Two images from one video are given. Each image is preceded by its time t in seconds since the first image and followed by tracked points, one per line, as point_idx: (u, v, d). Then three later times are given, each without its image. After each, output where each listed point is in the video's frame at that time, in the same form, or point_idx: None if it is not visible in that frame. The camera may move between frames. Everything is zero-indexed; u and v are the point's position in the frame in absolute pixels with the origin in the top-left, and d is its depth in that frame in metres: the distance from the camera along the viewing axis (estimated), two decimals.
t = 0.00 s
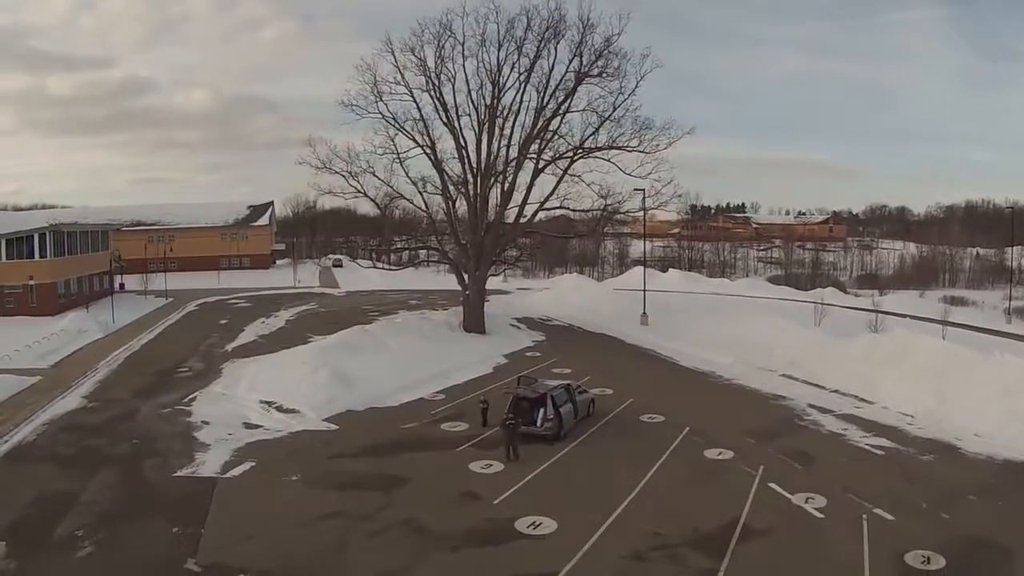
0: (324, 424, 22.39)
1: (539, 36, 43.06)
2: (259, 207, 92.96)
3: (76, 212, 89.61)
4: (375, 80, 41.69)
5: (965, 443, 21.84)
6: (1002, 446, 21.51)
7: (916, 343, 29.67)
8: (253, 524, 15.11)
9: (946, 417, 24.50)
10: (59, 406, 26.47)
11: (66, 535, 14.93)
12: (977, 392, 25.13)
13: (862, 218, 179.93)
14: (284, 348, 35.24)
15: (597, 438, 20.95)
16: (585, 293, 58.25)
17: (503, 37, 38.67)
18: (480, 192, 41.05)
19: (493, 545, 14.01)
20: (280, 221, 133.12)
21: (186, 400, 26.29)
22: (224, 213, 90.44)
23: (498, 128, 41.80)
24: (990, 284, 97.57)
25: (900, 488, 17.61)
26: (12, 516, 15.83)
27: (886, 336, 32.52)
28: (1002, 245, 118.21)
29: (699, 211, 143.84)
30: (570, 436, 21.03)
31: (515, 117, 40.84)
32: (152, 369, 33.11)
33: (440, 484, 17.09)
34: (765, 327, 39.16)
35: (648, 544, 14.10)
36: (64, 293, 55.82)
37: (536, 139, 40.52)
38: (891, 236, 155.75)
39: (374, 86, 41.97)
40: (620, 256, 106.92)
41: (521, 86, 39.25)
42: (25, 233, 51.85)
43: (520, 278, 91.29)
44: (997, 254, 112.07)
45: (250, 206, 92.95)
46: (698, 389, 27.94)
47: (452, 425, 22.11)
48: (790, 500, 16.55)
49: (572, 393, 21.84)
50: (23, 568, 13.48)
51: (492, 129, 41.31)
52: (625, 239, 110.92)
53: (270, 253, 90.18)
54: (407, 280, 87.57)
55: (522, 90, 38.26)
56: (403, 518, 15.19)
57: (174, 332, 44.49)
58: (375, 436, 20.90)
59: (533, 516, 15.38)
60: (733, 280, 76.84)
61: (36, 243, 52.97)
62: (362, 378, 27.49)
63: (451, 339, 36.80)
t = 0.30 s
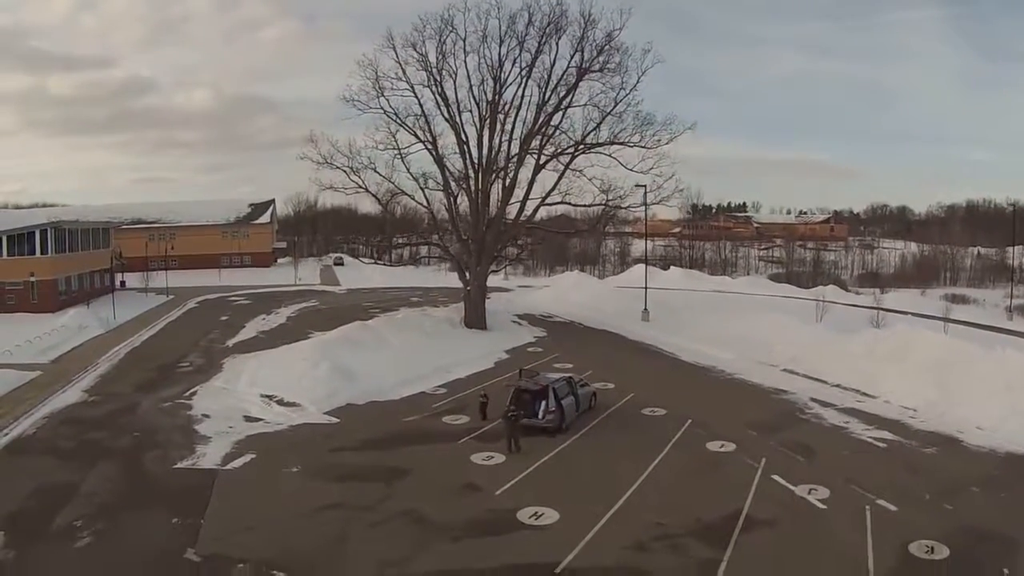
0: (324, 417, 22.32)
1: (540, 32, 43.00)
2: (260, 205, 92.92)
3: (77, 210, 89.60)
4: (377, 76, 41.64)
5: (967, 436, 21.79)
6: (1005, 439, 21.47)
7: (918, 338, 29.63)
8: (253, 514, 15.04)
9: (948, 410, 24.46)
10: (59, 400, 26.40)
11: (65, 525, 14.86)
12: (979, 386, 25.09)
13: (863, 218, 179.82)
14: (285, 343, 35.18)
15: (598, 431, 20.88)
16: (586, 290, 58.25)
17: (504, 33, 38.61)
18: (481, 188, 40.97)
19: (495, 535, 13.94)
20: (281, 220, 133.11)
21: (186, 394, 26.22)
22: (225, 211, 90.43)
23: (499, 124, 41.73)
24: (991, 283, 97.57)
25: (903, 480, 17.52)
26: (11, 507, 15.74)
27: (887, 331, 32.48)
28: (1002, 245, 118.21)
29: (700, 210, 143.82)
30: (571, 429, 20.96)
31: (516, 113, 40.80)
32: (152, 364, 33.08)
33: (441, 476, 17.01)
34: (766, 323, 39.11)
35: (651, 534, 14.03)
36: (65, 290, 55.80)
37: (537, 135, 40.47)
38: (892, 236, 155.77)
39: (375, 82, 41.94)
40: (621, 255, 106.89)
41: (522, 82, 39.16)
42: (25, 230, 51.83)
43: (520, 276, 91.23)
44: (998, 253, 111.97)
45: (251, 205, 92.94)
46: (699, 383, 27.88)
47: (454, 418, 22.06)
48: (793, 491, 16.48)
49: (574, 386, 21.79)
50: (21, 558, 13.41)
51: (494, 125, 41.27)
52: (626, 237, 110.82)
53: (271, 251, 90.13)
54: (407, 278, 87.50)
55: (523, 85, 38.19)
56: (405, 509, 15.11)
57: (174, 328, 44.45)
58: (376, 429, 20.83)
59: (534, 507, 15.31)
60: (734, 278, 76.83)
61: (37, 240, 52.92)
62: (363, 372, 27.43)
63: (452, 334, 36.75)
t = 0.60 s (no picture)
0: (325, 410, 22.28)
1: (541, 27, 42.89)
2: (261, 203, 92.87)
3: (78, 209, 89.68)
4: (378, 71, 41.57)
5: (970, 429, 21.70)
6: (1008, 432, 21.42)
7: (920, 332, 29.58)
8: (253, 505, 14.96)
9: (951, 404, 24.39)
10: (59, 394, 26.38)
11: (65, 516, 14.81)
12: (981, 379, 25.05)
13: (863, 216, 179.61)
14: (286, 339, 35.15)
15: (600, 423, 20.84)
16: (587, 287, 58.20)
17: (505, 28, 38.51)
18: (482, 183, 40.89)
19: (497, 525, 13.86)
20: (282, 218, 133.08)
21: (187, 388, 26.20)
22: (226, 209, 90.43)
23: (500, 120, 41.64)
24: (992, 280, 97.46)
25: (905, 471, 17.47)
26: (11, 498, 15.70)
27: (889, 326, 32.44)
28: (1003, 243, 118.14)
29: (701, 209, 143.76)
30: (573, 421, 20.91)
31: (517, 108, 40.72)
32: (153, 359, 33.04)
33: (443, 468, 16.94)
34: (767, 318, 39.06)
35: (654, 524, 13.94)
36: (66, 287, 55.79)
37: (538, 130, 40.39)
38: (893, 234, 155.71)
39: (376, 78, 41.86)
40: (622, 252, 106.81)
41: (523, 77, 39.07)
42: (25, 227, 51.88)
43: (521, 274, 91.20)
44: (999, 250, 111.88)
45: (252, 203, 92.92)
46: (702, 378, 27.80)
47: (455, 411, 22.01)
48: (796, 482, 16.40)
49: (576, 379, 21.73)
50: (21, 548, 13.35)
51: (495, 121, 41.18)
52: (626, 235, 110.72)
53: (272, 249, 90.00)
54: (408, 275, 87.50)
55: (523, 80, 38.11)
56: (406, 500, 15.05)
57: (174, 324, 44.42)
58: (377, 422, 20.79)
59: (537, 497, 15.22)
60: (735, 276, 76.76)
61: (38, 237, 52.93)
62: (364, 366, 27.38)
63: (453, 330, 36.68)
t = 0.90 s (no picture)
0: (330, 402, 22.28)
1: (546, 22, 42.79)
2: (266, 200, 93.03)
3: (84, 205, 89.88)
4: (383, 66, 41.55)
5: (976, 421, 21.63)
6: (1014, 424, 21.33)
7: (926, 325, 29.48)
8: (258, 495, 14.96)
9: (957, 396, 24.30)
10: (64, 386, 26.42)
11: (68, 505, 14.82)
12: (988, 371, 24.96)
13: (869, 214, 179.09)
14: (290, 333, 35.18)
15: (605, 415, 20.81)
16: (592, 283, 58.14)
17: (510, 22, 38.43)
18: (487, 178, 40.82)
19: (502, 514, 13.81)
20: (287, 215, 133.23)
21: (191, 381, 26.24)
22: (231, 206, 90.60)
23: (506, 114, 41.54)
24: (997, 278, 97.11)
25: (912, 463, 17.38)
26: (15, 488, 15.73)
27: (895, 319, 32.34)
28: (1009, 241, 117.70)
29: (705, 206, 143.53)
30: (578, 413, 20.90)
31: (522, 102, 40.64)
32: (157, 352, 33.14)
33: (448, 458, 16.91)
34: (772, 312, 38.98)
35: (660, 514, 13.89)
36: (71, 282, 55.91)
37: (543, 124, 40.31)
38: (898, 232, 155.28)
39: (381, 72, 41.84)
40: (626, 249, 106.66)
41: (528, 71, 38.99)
42: (31, 222, 52.01)
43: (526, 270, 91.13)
44: (1005, 248, 111.47)
45: (256, 200, 93.10)
46: (707, 371, 27.73)
47: (460, 403, 22.01)
48: (802, 473, 16.35)
49: (581, 371, 21.70)
50: (24, 536, 13.37)
51: (500, 115, 41.10)
52: (631, 232, 110.68)
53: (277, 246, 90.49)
54: (412, 271, 87.54)
55: (528, 74, 38.01)
56: (411, 489, 15.02)
57: (179, 319, 44.51)
58: (381, 413, 20.79)
59: (542, 488, 15.13)
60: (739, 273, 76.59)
61: (43, 232, 53.04)
62: (370, 359, 27.39)
63: (458, 324, 36.67)
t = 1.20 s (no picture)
0: (329, 396, 22.20)
1: (546, 18, 42.70)
2: (266, 198, 92.93)
3: (84, 204, 89.79)
4: (383, 63, 41.45)
5: (977, 417, 21.54)
6: (1016, 420, 21.22)
7: (927, 321, 29.39)
8: (256, 487, 14.86)
9: (958, 393, 24.23)
10: (62, 381, 26.34)
11: (65, 497, 14.75)
12: (989, 367, 24.89)
13: (869, 213, 178.93)
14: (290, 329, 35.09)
15: (605, 410, 20.74)
16: (592, 281, 58.04)
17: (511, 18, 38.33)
18: (487, 174, 40.69)
19: (502, 507, 13.71)
20: (287, 214, 133.12)
21: (190, 375, 26.16)
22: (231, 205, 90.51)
23: (506, 111, 41.43)
24: (998, 277, 96.90)
25: (914, 458, 17.30)
26: (12, 480, 15.64)
27: (896, 316, 32.24)
28: (1009, 241, 117.50)
29: (705, 206, 143.30)
30: (578, 407, 20.85)
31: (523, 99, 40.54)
32: (157, 347, 33.06)
33: (447, 451, 16.81)
34: (773, 310, 38.88)
35: (661, 507, 13.78)
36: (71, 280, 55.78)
37: (544, 120, 40.21)
38: (898, 232, 155.12)
39: (381, 69, 41.73)
40: (627, 248, 106.51)
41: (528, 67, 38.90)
42: (30, 219, 51.93)
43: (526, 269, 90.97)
44: (1005, 248, 111.35)
45: (257, 198, 93.02)
46: (707, 367, 27.63)
47: (460, 397, 21.94)
48: (804, 467, 16.26)
49: (581, 366, 21.66)
50: (20, 527, 13.28)
51: (500, 111, 40.99)
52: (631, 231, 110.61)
53: (277, 244, 90.44)
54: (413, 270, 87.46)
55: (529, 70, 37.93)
56: (410, 482, 14.91)
57: (178, 315, 44.44)
58: (381, 407, 20.70)
59: (542, 481, 15.02)
60: (740, 271, 76.47)
61: (42, 229, 52.95)
62: (369, 354, 27.33)
63: (459, 321, 36.59)
